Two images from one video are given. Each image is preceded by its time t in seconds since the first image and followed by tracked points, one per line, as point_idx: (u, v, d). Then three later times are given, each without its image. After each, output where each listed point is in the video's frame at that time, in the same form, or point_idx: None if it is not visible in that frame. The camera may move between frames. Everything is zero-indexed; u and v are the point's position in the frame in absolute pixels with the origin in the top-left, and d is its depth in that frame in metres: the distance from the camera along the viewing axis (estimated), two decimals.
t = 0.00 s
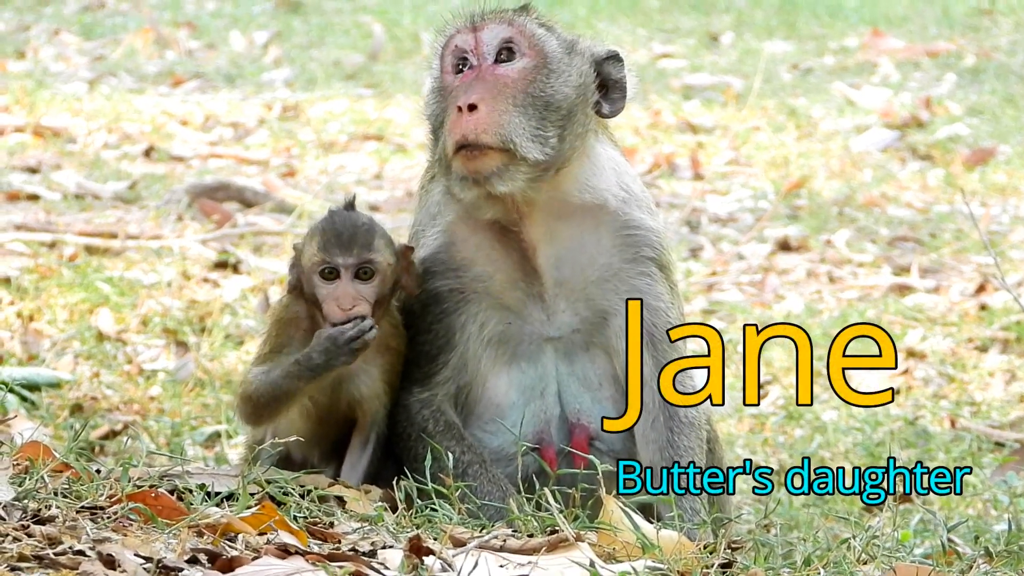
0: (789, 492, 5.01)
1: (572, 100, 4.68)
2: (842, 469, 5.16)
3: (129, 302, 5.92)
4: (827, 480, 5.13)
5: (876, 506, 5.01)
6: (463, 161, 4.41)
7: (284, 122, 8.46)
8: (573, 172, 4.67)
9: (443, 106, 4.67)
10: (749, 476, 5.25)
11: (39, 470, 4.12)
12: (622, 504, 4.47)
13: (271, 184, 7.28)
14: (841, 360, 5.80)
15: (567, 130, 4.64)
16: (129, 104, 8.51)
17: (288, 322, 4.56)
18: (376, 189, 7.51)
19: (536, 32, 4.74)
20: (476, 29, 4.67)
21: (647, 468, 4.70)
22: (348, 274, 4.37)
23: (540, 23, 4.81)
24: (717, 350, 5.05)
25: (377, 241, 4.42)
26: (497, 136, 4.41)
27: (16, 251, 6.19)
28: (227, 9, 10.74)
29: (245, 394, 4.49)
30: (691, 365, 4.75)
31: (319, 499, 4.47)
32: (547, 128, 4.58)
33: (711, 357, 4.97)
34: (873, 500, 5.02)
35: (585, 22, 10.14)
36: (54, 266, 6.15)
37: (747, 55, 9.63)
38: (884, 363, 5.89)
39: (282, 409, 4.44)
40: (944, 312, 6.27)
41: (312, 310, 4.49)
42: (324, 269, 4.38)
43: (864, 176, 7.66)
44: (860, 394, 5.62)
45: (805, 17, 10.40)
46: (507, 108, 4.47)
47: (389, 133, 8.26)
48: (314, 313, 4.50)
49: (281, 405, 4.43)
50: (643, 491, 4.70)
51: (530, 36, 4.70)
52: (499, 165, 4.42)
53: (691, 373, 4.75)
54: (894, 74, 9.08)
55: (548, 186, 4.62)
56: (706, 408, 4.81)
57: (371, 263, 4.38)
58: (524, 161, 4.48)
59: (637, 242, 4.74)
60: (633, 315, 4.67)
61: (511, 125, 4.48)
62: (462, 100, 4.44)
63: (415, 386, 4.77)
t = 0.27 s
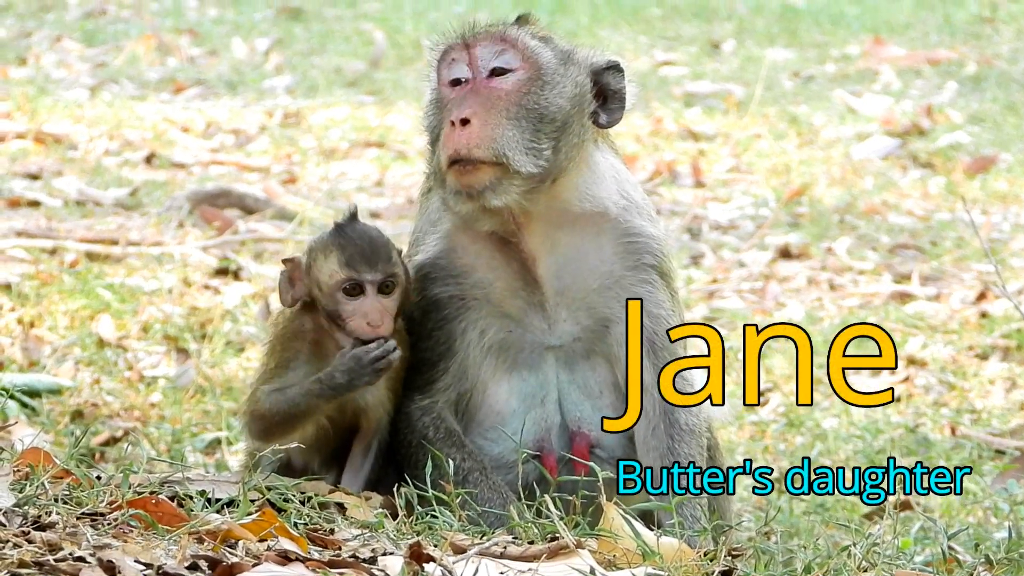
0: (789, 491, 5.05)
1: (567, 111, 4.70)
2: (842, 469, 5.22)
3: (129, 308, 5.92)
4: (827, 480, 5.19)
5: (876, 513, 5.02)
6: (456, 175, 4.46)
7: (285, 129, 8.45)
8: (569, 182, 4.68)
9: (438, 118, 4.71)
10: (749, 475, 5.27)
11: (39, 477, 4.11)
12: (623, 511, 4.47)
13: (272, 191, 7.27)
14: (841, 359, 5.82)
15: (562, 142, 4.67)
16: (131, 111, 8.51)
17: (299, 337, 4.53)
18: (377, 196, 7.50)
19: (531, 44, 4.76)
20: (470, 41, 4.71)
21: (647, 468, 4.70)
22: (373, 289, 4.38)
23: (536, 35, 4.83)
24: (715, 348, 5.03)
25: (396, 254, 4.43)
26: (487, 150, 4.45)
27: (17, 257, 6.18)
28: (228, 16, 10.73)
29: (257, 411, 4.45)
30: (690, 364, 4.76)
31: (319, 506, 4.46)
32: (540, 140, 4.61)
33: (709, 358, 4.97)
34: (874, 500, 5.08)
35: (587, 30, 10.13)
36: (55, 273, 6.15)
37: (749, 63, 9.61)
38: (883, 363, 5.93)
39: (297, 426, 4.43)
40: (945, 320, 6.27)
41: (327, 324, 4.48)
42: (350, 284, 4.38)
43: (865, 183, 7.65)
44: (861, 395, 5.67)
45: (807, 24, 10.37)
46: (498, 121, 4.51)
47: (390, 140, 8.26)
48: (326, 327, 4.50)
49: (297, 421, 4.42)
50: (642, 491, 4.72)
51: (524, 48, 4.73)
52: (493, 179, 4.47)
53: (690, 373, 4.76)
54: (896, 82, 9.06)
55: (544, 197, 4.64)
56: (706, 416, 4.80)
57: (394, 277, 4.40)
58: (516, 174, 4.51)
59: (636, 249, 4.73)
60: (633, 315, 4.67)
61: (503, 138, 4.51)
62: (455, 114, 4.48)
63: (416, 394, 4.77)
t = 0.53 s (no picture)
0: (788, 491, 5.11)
1: (581, 133, 4.63)
2: (842, 469, 5.28)
3: (132, 318, 5.92)
4: (827, 480, 5.25)
5: (879, 522, 5.01)
6: (478, 205, 4.38)
7: (287, 138, 8.45)
8: (581, 200, 4.64)
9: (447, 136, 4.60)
10: (750, 475, 5.33)
11: (42, 485, 4.09)
12: (625, 520, 4.46)
13: (274, 200, 7.27)
14: (842, 359, 5.91)
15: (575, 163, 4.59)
16: (132, 120, 8.52)
17: (305, 351, 4.54)
18: (379, 205, 7.50)
19: (541, 62, 4.64)
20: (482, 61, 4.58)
21: (647, 468, 4.70)
22: (380, 305, 4.37)
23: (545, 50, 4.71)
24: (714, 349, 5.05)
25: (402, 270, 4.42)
26: (511, 181, 4.37)
27: (19, 266, 6.18)
28: (230, 25, 10.72)
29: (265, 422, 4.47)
30: (689, 365, 4.77)
31: (321, 515, 4.45)
32: (559, 164, 4.54)
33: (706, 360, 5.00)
34: (874, 500, 5.17)
35: (588, 40, 10.12)
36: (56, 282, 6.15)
37: (750, 73, 9.61)
38: (884, 363, 6.02)
39: (303, 433, 4.45)
40: (947, 330, 6.27)
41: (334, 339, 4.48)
42: (357, 300, 4.37)
43: (867, 193, 7.65)
44: (861, 394, 5.74)
45: (809, 33, 10.34)
46: (519, 150, 4.42)
47: (392, 150, 8.25)
48: (333, 342, 4.49)
49: (302, 430, 4.44)
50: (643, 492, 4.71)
51: (536, 68, 4.61)
52: (516, 210, 4.40)
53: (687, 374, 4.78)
54: (897, 91, 9.06)
55: (557, 219, 4.59)
56: (708, 424, 4.82)
57: (400, 293, 4.40)
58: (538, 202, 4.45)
59: (641, 259, 4.74)
60: (633, 315, 4.68)
61: (523, 166, 4.43)
62: (475, 146, 4.37)
63: (419, 403, 4.77)
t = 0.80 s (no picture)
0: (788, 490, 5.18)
1: (605, 153, 4.64)
2: (842, 469, 5.32)
3: (134, 325, 5.93)
4: (827, 480, 5.29)
5: (881, 530, 5.01)
6: (514, 229, 4.39)
7: (289, 145, 8.44)
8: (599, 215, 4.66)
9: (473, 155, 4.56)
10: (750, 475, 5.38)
11: (44, 493, 4.08)
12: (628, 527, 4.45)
13: (275, 208, 7.27)
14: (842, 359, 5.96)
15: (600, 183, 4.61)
16: (134, 128, 8.52)
17: (306, 361, 4.54)
18: (381, 212, 7.49)
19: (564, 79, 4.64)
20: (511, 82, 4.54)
21: (647, 467, 4.70)
22: (379, 314, 4.38)
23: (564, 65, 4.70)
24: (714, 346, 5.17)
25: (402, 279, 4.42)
26: (546, 206, 4.38)
27: (21, 274, 6.18)
28: (232, 32, 10.71)
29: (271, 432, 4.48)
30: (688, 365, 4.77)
31: (324, 523, 4.44)
32: (586, 187, 4.56)
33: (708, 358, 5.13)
34: (874, 500, 5.21)
35: (590, 48, 10.10)
36: (58, 290, 6.15)
37: (752, 80, 9.59)
38: (883, 363, 6.08)
39: (308, 444, 4.47)
40: (949, 337, 6.26)
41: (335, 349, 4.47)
42: (355, 309, 4.37)
43: (869, 200, 7.64)
44: (861, 395, 5.80)
45: (811, 40, 10.31)
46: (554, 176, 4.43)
47: (394, 157, 8.24)
48: (333, 350, 4.49)
49: (305, 442, 4.44)
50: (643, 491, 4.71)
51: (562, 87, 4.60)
52: (550, 235, 4.43)
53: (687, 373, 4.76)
54: (899, 98, 9.05)
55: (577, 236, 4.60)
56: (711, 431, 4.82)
57: (398, 302, 4.40)
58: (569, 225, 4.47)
59: (644, 268, 4.74)
60: (633, 316, 4.68)
61: (556, 190, 4.44)
62: (512, 171, 4.37)
63: (421, 411, 4.77)
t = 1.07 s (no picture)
0: (788, 491, 5.24)
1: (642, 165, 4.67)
2: (842, 469, 5.36)
3: (134, 330, 5.93)
4: (827, 480, 5.33)
5: (881, 535, 5.01)
6: (587, 242, 4.37)
7: (290, 151, 8.44)
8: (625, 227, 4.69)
9: (532, 162, 4.51)
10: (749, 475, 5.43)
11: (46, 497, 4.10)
12: (629, 532, 4.45)
13: (276, 213, 7.27)
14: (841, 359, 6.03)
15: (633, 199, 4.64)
16: (135, 134, 8.53)
17: (310, 371, 4.53)
18: (382, 217, 7.48)
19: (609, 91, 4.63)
20: (576, 90, 4.50)
21: (647, 467, 4.74)
22: (378, 319, 4.36)
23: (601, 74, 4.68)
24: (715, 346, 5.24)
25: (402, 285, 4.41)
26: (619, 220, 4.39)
27: (22, 279, 6.20)
28: (234, 39, 10.69)
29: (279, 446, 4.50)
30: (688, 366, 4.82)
31: (324, 528, 4.42)
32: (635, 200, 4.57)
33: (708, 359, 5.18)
34: (874, 500, 5.26)
35: (591, 53, 10.07)
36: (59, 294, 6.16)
37: (753, 85, 9.57)
38: (884, 363, 6.11)
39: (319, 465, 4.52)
40: (950, 341, 6.26)
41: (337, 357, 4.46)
42: (353, 314, 4.35)
43: (870, 205, 7.64)
44: (860, 395, 5.84)
45: (812, 45, 10.27)
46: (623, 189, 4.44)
47: (395, 162, 8.22)
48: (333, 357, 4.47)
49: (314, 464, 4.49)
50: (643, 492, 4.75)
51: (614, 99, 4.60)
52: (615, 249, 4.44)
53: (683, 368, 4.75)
54: (900, 103, 9.04)
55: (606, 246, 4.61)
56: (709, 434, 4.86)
57: (397, 307, 4.38)
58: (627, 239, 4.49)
59: (645, 275, 4.75)
60: (633, 315, 4.69)
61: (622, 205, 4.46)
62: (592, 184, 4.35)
63: (421, 416, 4.73)
